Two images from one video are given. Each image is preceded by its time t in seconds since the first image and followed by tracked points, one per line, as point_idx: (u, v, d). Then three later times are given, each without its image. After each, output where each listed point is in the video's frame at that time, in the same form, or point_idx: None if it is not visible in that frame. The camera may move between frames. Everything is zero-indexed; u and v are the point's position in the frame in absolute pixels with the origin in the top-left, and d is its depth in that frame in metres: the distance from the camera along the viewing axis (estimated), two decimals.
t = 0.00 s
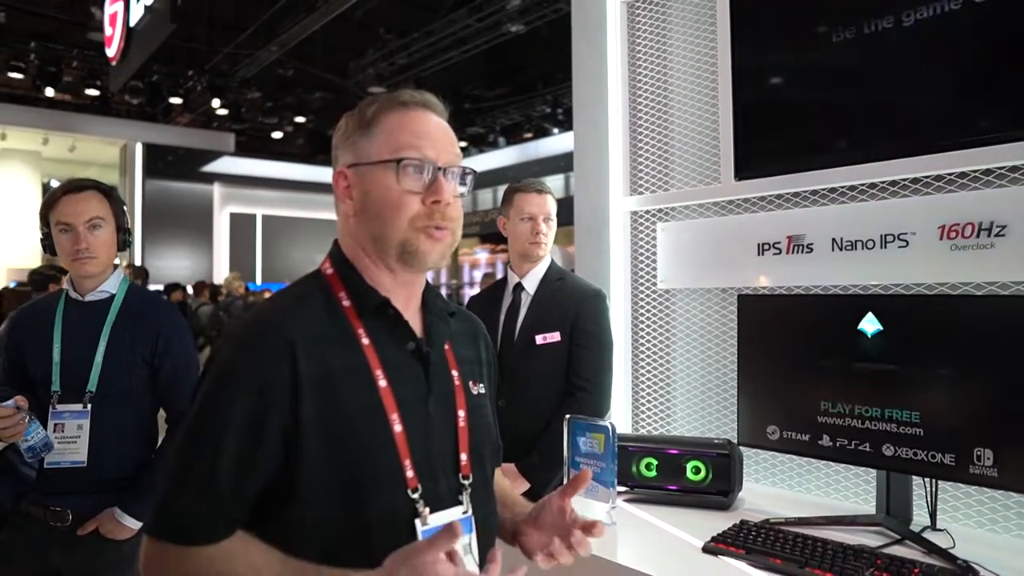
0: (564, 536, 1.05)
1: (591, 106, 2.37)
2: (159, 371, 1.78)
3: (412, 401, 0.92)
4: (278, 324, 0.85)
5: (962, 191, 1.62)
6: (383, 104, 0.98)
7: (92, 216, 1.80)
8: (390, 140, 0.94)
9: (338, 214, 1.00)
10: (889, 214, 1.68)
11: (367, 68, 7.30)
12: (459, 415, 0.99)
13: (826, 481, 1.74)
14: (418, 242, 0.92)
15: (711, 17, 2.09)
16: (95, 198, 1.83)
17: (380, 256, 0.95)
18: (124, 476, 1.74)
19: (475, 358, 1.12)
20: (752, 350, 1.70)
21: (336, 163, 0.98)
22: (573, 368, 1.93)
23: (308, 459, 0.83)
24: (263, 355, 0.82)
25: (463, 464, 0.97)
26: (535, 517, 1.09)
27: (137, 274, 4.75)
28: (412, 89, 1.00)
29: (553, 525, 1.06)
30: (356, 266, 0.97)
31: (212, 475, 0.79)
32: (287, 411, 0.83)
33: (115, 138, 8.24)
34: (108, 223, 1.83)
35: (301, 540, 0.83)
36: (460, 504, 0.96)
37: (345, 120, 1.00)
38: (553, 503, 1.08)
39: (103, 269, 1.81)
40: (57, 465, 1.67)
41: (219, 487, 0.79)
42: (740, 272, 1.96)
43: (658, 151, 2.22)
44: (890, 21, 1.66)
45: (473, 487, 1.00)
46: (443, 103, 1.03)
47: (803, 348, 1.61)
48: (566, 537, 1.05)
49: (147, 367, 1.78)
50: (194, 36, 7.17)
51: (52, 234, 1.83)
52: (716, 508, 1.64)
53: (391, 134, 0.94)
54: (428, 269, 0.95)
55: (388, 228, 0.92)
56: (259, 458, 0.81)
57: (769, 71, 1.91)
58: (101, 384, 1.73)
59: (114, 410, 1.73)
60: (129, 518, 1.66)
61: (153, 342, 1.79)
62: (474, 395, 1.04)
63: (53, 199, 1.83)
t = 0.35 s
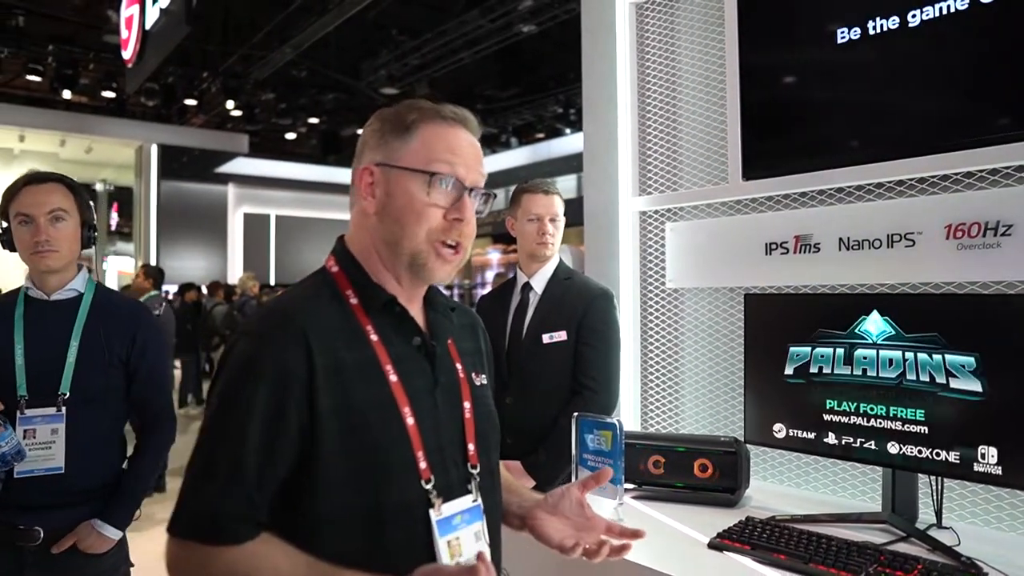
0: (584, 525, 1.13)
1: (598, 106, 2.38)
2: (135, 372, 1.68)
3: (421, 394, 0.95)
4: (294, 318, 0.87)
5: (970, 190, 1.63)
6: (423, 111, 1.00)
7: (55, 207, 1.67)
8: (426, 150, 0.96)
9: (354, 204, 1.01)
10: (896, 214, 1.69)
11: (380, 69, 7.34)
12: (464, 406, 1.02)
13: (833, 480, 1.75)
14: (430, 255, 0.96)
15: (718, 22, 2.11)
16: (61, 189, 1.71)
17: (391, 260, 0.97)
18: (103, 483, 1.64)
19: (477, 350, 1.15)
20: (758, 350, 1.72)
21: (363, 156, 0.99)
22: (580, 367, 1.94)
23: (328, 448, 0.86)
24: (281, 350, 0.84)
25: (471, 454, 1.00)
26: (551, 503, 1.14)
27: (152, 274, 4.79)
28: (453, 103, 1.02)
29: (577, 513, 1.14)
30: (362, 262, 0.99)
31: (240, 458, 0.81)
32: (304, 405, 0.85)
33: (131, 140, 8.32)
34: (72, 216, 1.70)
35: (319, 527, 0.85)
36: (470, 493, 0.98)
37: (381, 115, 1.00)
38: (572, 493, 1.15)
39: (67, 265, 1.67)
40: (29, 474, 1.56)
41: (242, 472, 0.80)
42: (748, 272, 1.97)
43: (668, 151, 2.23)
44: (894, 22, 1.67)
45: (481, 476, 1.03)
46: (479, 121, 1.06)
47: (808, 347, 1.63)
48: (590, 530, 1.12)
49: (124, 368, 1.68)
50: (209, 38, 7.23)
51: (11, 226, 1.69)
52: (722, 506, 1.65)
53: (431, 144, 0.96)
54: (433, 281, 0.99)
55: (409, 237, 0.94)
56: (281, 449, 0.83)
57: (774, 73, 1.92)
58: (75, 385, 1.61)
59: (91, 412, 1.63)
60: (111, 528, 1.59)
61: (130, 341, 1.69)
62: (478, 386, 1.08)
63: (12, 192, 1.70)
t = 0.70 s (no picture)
0: (585, 520, 1.15)
1: (610, 107, 2.39)
2: (89, 374, 1.60)
3: (425, 398, 0.97)
4: (301, 327, 0.88)
5: (983, 191, 1.62)
6: (424, 110, 1.01)
7: (8, 196, 1.55)
8: (429, 149, 0.98)
9: (351, 205, 1.02)
10: (908, 214, 1.69)
11: (393, 69, 7.37)
12: (467, 405, 1.04)
13: (845, 480, 1.75)
14: (434, 255, 0.98)
15: (732, 23, 2.11)
16: (14, 178, 1.58)
17: (394, 260, 0.99)
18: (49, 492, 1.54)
19: (475, 347, 1.17)
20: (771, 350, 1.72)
21: (362, 156, 1.00)
22: (590, 367, 1.94)
23: (334, 454, 0.86)
24: (283, 360, 0.85)
25: (474, 453, 1.02)
26: (552, 500, 1.17)
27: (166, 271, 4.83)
28: (449, 101, 1.04)
29: (578, 507, 1.16)
30: (360, 264, 1.00)
31: (246, 473, 0.81)
32: (310, 411, 0.86)
33: (146, 141, 8.40)
34: (25, 206, 1.58)
35: (329, 528, 0.86)
36: (476, 492, 1.00)
37: (378, 115, 1.02)
38: (573, 488, 1.18)
39: (17, 259, 1.56)
40: None
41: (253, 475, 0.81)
42: (760, 272, 1.97)
43: (680, 152, 2.24)
44: (906, 23, 1.68)
45: (486, 475, 1.05)
46: (476, 118, 1.08)
47: (820, 348, 1.63)
48: (592, 524, 1.15)
49: (75, 369, 1.58)
50: (222, 39, 7.29)
51: None
52: (734, 505, 1.66)
53: (433, 144, 0.98)
54: (435, 281, 1.01)
55: (413, 234, 0.96)
56: (287, 457, 0.84)
57: (786, 74, 1.93)
58: (23, 386, 1.51)
59: (41, 415, 1.52)
60: (60, 537, 1.48)
61: (82, 341, 1.59)
62: (480, 385, 1.10)
63: None
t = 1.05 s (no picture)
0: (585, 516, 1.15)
1: (621, 105, 2.39)
2: (62, 370, 1.51)
3: (425, 395, 0.97)
4: (299, 326, 0.89)
5: (996, 188, 1.62)
6: (419, 104, 1.01)
7: None
8: (424, 144, 0.98)
9: (348, 201, 1.02)
10: (920, 212, 1.68)
11: (404, 68, 7.39)
12: (467, 401, 1.04)
13: (857, 478, 1.75)
14: (433, 250, 0.99)
15: (744, 21, 2.11)
16: None
17: (392, 255, 1.00)
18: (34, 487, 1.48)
19: (474, 343, 1.18)
20: (781, 348, 1.72)
21: (357, 151, 1.00)
22: (598, 365, 1.94)
23: (334, 451, 0.87)
24: (283, 357, 0.85)
25: (474, 450, 1.03)
26: (551, 500, 1.16)
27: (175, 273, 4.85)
28: (442, 93, 1.05)
29: (577, 504, 1.16)
30: (358, 259, 1.01)
31: (245, 475, 0.81)
32: (310, 409, 0.86)
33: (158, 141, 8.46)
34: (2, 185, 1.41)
35: (332, 525, 0.87)
36: (477, 488, 1.01)
37: (371, 110, 1.02)
38: (573, 484, 1.17)
39: None
40: None
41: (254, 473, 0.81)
42: (770, 271, 1.97)
43: (692, 150, 2.24)
44: (917, 20, 1.67)
45: (486, 471, 1.05)
46: (469, 109, 1.09)
47: (831, 346, 1.63)
48: (593, 519, 1.14)
49: (46, 366, 1.49)
50: (234, 40, 7.33)
51: None
52: (745, 504, 1.66)
53: (428, 138, 0.99)
54: (434, 276, 1.02)
55: (411, 229, 0.97)
56: (287, 455, 0.84)
57: (796, 72, 1.92)
58: None
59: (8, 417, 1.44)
60: (32, 542, 1.41)
61: (54, 336, 1.50)
62: (479, 381, 1.11)
63: None
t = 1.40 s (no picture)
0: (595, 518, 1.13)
1: (634, 105, 2.38)
2: (42, 381, 1.28)
3: (436, 397, 0.96)
4: (307, 329, 0.88)
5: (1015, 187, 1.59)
6: (401, 99, 1.01)
7: None
8: (416, 135, 0.99)
9: (347, 207, 1.02)
10: (937, 211, 1.66)
11: (416, 68, 7.41)
12: (478, 402, 1.03)
13: (872, 480, 1.73)
14: (441, 239, 0.98)
15: (756, 20, 2.09)
16: None
17: (400, 252, 0.99)
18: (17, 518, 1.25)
19: (485, 342, 1.17)
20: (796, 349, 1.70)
21: (349, 156, 1.00)
22: (610, 367, 1.93)
23: (343, 457, 0.86)
24: (292, 360, 0.85)
25: (485, 451, 1.01)
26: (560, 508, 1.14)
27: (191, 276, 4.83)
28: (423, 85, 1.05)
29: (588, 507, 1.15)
30: (367, 262, 1.00)
31: (252, 480, 0.81)
32: (317, 412, 0.85)
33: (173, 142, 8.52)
34: None
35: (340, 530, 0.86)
36: (484, 490, 1.00)
37: (356, 113, 1.03)
38: (583, 485, 1.16)
39: None
40: None
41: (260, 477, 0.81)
42: (785, 271, 1.95)
43: (705, 149, 2.22)
44: (933, 17, 1.65)
45: (496, 473, 1.05)
46: (452, 98, 1.09)
47: (846, 347, 1.61)
48: (604, 520, 1.13)
49: (25, 376, 1.27)
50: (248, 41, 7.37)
51: None
52: (760, 506, 1.64)
53: (417, 130, 0.99)
54: (446, 266, 1.01)
55: (414, 220, 0.96)
56: (294, 459, 0.83)
57: (811, 70, 1.91)
58: None
59: None
60: None
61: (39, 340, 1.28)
62: (490, 381, 1.10)
63: None
